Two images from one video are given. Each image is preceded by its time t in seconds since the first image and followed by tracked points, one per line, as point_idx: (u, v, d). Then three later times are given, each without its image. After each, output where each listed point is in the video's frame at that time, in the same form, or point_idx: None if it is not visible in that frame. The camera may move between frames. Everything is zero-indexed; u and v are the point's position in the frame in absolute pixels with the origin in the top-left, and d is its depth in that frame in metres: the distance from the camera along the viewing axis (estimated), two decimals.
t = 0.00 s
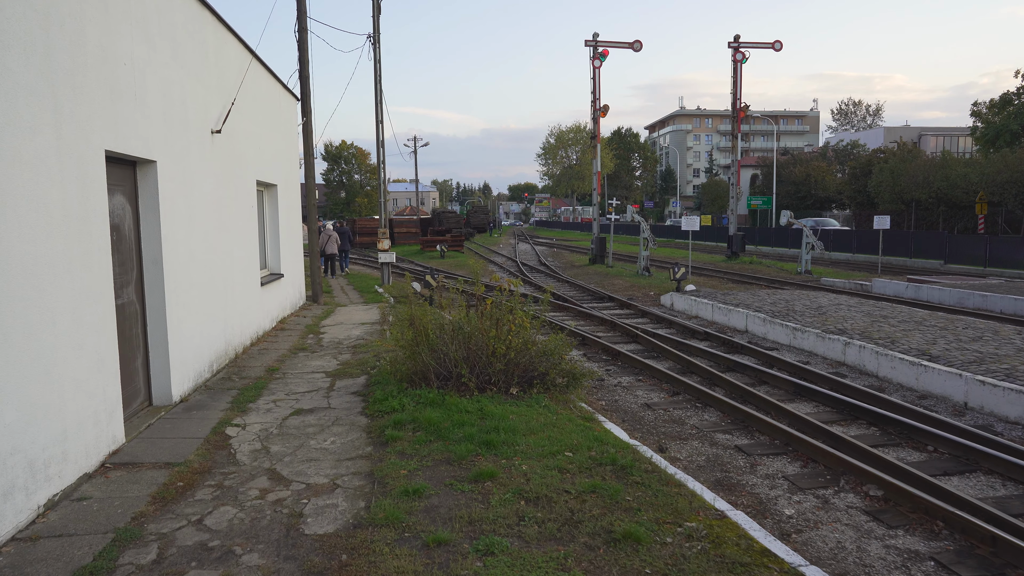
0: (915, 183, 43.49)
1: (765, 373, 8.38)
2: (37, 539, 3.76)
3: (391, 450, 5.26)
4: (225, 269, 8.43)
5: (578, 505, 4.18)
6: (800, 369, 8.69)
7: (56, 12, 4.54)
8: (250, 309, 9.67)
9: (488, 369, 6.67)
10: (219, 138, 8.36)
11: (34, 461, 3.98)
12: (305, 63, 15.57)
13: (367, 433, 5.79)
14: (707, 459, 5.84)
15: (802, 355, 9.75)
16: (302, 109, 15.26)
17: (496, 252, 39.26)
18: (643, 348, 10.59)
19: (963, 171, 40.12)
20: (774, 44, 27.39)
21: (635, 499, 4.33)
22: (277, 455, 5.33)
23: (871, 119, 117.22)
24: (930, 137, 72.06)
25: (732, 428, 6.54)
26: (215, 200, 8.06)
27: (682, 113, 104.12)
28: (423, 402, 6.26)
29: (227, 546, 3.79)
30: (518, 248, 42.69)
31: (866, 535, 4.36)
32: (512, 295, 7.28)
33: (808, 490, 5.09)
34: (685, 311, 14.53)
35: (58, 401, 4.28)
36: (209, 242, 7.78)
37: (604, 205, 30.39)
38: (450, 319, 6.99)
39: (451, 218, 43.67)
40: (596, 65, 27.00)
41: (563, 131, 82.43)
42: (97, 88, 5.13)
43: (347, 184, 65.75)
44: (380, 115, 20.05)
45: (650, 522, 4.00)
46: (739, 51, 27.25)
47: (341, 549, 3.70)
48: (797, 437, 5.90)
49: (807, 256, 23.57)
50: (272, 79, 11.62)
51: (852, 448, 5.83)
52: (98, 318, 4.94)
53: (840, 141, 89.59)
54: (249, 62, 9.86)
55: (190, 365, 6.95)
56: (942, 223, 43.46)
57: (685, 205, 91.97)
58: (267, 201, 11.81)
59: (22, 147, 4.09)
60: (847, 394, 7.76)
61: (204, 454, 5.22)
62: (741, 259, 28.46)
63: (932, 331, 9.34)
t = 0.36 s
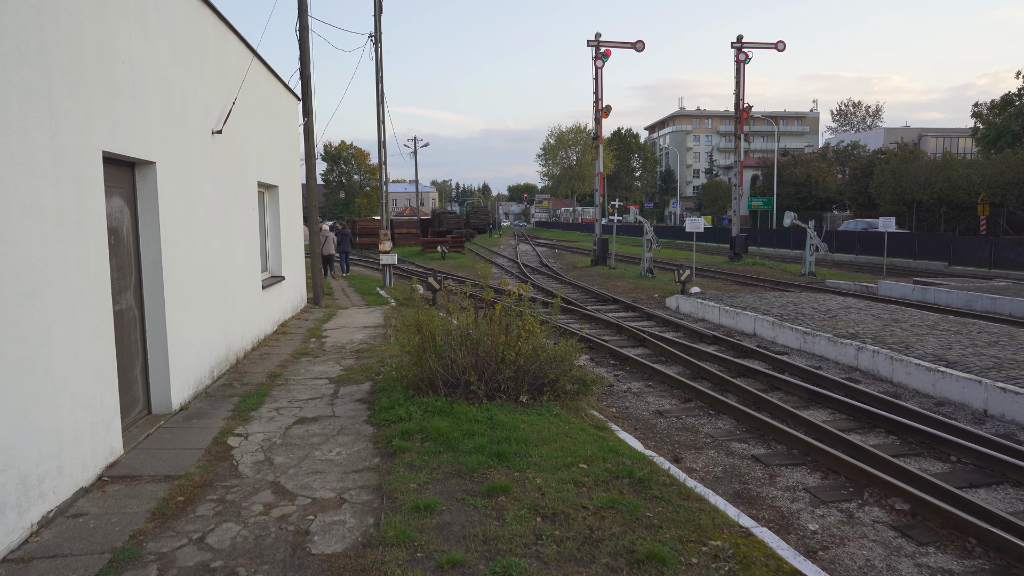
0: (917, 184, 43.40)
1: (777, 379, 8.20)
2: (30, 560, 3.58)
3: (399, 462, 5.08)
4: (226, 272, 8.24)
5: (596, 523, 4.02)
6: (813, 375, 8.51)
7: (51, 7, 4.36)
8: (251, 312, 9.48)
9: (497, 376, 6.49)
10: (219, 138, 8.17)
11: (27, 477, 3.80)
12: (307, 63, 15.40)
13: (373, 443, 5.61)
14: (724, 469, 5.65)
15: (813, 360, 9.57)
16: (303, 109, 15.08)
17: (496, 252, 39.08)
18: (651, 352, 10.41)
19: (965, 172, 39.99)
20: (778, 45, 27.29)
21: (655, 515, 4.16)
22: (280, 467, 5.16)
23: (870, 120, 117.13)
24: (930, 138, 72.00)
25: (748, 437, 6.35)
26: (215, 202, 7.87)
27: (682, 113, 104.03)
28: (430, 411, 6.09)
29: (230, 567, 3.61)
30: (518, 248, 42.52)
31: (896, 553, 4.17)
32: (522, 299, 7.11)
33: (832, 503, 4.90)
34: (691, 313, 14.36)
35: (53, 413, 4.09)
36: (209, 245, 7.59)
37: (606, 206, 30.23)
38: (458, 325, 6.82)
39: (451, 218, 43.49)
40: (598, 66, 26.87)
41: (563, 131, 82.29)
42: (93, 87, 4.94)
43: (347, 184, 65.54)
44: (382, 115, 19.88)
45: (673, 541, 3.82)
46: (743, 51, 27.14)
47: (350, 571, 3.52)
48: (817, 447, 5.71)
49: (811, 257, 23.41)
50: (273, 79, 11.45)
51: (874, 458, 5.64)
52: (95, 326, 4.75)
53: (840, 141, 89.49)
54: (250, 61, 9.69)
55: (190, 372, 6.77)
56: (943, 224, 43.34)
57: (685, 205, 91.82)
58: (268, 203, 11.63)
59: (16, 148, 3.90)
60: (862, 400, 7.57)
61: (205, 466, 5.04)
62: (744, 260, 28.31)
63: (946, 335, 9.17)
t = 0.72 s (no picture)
0: (916, 183, 43.27)
1: (785, 382, 7.97)
2: None
3: (394, 471, 4.85)
4: (217, 272, 7.99)
5: (604, 538, 3.79)
6: (821, 377, 8.28)
7: None
8: (245, 314, 9.24)
9: (497, 381, 6.26)
10: (210, 135, 7.93)
11: None
12: (303, 60, 15.16)
13: (368, 451, 5.38)
14: (734, 477, 5.41)
15: (820, 361, 9.34)
16: (299, 107, 14.85)
17: (495, 252, 38.87)
18: (654, 354, 10.19)
19: (964, 171, 39.79)
20: (779, 43, 27.16)
21: (665, 529, 3.93)
22: (271, 476, 4.92)
23: (869, 120, 117.04)
24: (927, 138, 71.94)
25: (757, 443, 6.12)
26: (206, 200, 7.63)
27: (681, 114, 103.89)
28: (428, 417, 5.86)
29: None
30: (517, 249, 42.31)
31: (920, 569, 3.94)
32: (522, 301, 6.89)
33: (848, 514, 4.67)
34: (694, 314, 14.13)
35: (27, 422, 3.86)
36: (199, 245, 7.35)
37: (605, 205, 30.01)
38: (457, 326, 6.59)
39: (450, 218, 43.27)
40: (597, 65, 26.70)
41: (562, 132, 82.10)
42: (73, 77, 4.69)
43: (344, 185, 65.27)
44: (379, 114, 19.66)
45: (686, 557, 3.59)
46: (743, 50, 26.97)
47: None
48: (830, 454, 5.48)
49: (813, 257, 23.19)
50: (268, 75, 11.21)
51: (890, 465, 5.41)
52: (75, 328, 4.50)
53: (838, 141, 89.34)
54: (244, 56, 9.46)
55: (178, 376, 6.53)
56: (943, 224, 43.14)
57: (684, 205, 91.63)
58: (263, 202, 11.38)
59: None
60: (873, 404, 7.34)
61: (191, 477, 4.80)
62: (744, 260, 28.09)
63: (957, 336, 8.95)
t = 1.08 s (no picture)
0: (915, 183, 43.11)
1: (793, 388, 7.73)
2: None
3: (389, 488, 4.59)
4: (205, 275, 7.72)
5: (613, 565, 3.55)
6: (829, 383, 8.04)
7: None
8: (236, 317, 8.98)
9: (497, 390, 6.00)
10: (198, 132, 7.66)
11: None
12: (297, 57, 14.89)
13: (362, 465, 5.13)
14: (745, 491, 5.16)
15: (827, 366, 9.09)
16: (293, 104, 14.56)
17: (492, 252, 38.62)
18: (656, 358, 9.96)
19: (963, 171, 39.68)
20: (778, 42, 26.95)
21: (678, 553, 3.69)
22: (258, 493, 4.66)
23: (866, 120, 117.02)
24: (924, 137, 71.83)
25: (768, 454, 5.87)
26: (193, 200, 7.36)
27: (678, 113, 103.74)
28: (424, 428, 5.61)
29: None
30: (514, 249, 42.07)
31: None
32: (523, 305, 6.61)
33: (868, 533, 4.41)
34: (695, 316, 13.90)
35: None
36: (186, 246, 7.08)
37: (604, 205, 29.74)
38: (454, 333, 6.34)
39: (447, 218, 43.01)
40: (596, 63, 26.46)
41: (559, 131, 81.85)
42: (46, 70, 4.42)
43: (341, 184, 64.91)
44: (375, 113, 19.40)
45: None
46: (743, 48, 26.79)
47: None
48: (846, 467, 5.23)
49: (814, 258, 22.97)
50: (261, 72, 10.96)
51: (909, 479, 5.16)
52: (48, 336, 4.24)
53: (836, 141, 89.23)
54: (234, 52, 9.18)
55: (163, 384, 6.27)
56: (942, 224, 42.99)
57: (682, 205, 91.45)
58: (255, 202, 11.11)
59: None
60: (885, 411, 7.10)
61: (173, 494, 4.54)
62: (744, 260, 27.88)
63: (968, 341, 8.72)
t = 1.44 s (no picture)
0: (915, 182, 42.91)
1: (809, 392, 7.46)
2: None
3: (394, 502, 4.30)
4: (198, 275, 7.41)
5: None
6: (845, 387, 7.77)
7: None
8: (230, 319, 8.66)
9: (505, 396, 5.70)
10: (191, 126, 7.35)
11: None
12: (294, 53, 14.56)
13: (364, 477, 4.83)
14: (770, 503, 4.88)
15: (841, 369, 8.82)
16: (290, 100, 14.24)
17: (490, 252, 38.34)
18: (665, 361, 9.67)
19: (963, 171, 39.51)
20: (780, 39, 26.71)
21: None
22: (254, 508, 4.35)
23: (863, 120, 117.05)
24: (922, 137, 71.69)
25: (790, 463, 5.59)
26: (186, 197, 7.05)
27: (676, 113, 103.58)
28: (429, 436, 5.32)
29: None
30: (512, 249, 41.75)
31: None
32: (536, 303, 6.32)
33: (906, 551, 4.13)
34: (701, 317, 13.63)
35: None
36: (179, 245, 6.78)
37: (604, 204, 29.46)
38: (459, 336, 6.05)
39: (444, 217, 42.69)
40: (596, 60, 26.18)
41: (557, 131, 81.56)
42: (24, 55, 4.12)
43: (338, 184, 64.51)
44: (373, 110, 19.08)
45: None
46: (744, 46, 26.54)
47: None
48: (875, 477, 4.94)
49: (816, 257, 22.72)
50: (256, 66, 10.65)
51: (943, 491, 4.87)
52: (27, 340, 3.94)
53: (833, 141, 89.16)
54: (228, 44, 8.87)
55: (154, 390, 5.97)
56: (941, 224, 42.81)
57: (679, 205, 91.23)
58: (251, 200, 10.79)
59: None
60: (908, 417, 6.81)
61: (162, 509, 4.24)
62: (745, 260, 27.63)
63: (987, 343, 8.44)
